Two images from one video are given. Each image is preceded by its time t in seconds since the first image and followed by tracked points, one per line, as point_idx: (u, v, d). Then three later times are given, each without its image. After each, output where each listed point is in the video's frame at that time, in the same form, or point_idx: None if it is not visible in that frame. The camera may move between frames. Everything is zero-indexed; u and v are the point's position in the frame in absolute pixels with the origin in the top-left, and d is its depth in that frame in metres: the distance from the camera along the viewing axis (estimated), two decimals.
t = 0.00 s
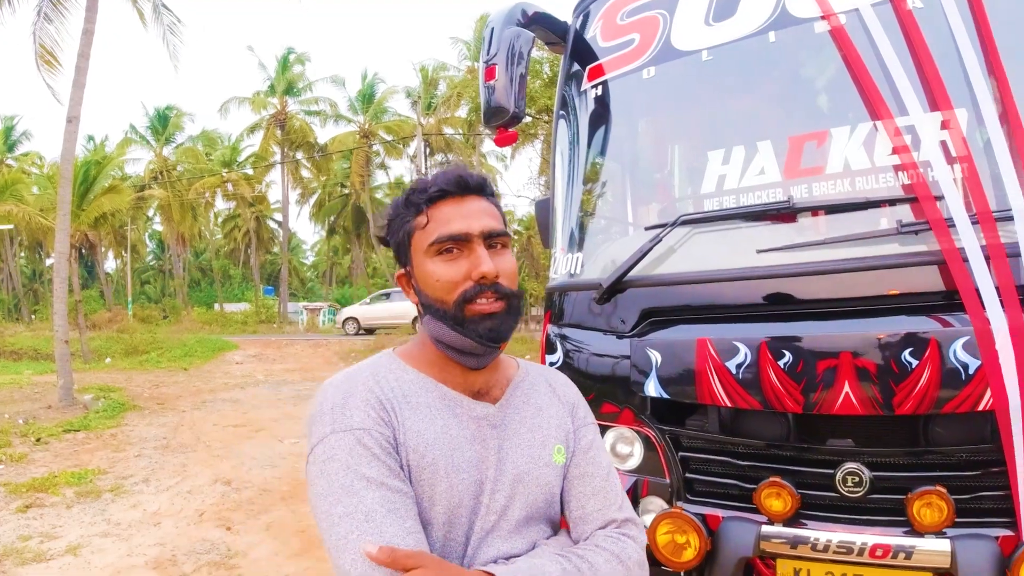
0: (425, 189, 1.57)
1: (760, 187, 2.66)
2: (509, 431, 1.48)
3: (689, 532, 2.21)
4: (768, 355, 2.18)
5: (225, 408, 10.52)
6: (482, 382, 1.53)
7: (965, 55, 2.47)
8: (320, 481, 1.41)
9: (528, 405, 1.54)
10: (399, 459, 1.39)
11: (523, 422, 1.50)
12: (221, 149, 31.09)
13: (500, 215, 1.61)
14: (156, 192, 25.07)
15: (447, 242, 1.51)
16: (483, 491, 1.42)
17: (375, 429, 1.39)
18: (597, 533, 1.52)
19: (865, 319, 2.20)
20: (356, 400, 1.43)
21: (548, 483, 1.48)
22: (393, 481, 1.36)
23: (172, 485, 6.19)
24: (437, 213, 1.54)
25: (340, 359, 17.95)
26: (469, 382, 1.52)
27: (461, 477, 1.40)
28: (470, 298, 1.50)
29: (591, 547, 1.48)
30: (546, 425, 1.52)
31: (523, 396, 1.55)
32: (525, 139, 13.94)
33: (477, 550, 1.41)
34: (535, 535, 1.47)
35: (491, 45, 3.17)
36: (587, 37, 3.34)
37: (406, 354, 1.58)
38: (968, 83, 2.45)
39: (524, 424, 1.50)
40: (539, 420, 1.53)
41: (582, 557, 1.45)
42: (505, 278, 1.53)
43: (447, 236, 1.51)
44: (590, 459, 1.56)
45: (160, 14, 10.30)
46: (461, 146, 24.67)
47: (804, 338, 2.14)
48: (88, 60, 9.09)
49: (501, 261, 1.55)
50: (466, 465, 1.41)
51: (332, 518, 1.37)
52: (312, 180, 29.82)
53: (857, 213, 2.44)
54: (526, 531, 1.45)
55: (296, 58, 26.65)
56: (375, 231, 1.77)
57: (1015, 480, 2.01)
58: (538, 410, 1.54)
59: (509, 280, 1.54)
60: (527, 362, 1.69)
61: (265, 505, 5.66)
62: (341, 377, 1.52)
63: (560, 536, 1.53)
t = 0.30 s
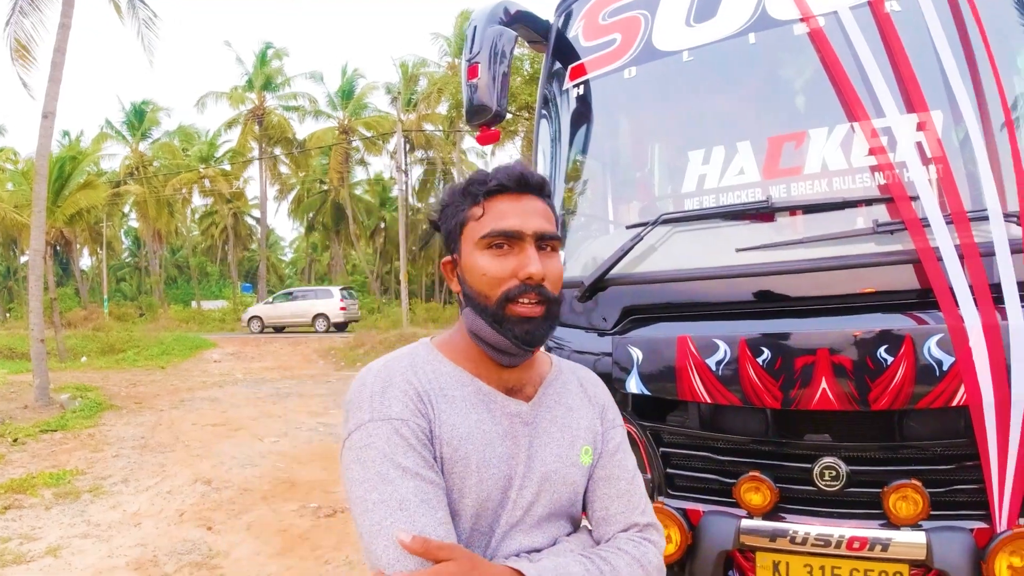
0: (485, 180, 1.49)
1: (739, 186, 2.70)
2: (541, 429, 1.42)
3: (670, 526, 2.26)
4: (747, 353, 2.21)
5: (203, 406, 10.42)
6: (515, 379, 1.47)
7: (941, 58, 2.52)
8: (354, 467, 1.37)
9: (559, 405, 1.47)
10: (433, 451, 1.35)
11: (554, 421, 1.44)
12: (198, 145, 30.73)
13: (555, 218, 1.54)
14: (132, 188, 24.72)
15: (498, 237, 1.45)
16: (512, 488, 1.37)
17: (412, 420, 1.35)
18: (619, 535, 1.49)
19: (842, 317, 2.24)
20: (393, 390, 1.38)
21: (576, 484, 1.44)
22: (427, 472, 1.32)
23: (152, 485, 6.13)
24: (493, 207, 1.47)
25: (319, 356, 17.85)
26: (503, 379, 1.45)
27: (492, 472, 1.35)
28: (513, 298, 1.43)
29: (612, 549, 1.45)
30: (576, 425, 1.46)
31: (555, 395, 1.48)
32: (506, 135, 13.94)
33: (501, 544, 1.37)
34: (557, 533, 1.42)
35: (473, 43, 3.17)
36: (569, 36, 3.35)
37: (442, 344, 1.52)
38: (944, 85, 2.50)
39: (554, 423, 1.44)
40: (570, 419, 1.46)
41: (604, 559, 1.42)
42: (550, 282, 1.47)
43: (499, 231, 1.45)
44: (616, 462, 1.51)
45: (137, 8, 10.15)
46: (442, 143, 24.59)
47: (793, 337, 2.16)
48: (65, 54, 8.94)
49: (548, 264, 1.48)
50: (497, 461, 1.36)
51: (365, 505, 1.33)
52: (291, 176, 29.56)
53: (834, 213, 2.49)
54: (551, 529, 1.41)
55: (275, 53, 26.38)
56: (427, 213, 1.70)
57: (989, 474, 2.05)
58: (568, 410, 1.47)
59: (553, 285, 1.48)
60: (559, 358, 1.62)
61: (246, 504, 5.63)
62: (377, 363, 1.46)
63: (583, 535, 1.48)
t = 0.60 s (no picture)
0: (493, 193, 1.51)
1: (710, 186, 2.76)
2: (545, 431, 1.43)
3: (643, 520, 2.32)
4: (717, 350, 2.26)
5: (175, 407, 10.29)
6: (526, 380, 1.48)
7: (907, 62, 2.59)
8: (360, 447, 1.43)
9: (567, 410, 1.47)
10: (433, 440, 1.40)
11: (558, 425, 1.45)
12: (168, 141, 30.25)
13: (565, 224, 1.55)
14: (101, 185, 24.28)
15: (510, 248, 1.46)
16: (507, 484, 1.39)
17: (418, 409, 1.40)
18: (610, 543, 1.46)
19: (811, 314, 2.29)
20: (405, 379, 1.44)
21: (572, 488, 1.44)
22: (425, 459, 1.36)
23: (125, 487, 6.05)
24: (503, 218, 1.48)
25: (293, 355, 17.71)
26: (514, 378, 1.47)
27: (488, 466, 1.38)
28: (528, 305, 1.44)
29: (599, 556, 1.43)
30: (582, 430, 1.46)
31: (566, 400, 1.48)
32: (481, 133, 13.91)
33: (491, 536, 1.41)
34: (550, 530, 1.44)
35: (447, 43, 3.17)
36: (543, 36, 3.40)
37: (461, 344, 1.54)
38: (910, 89, 2.57)
39: (558, 426, 1.44)
40: (576, 424, 1.47)
41: (587, 564, 1.40)
42: (564, 288, 1.47)
43: (510, 242, 1.46)
44: (619, 472, 1.49)
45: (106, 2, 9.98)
46: (416, 140, 24.50)
47: (777, 333, 2.20)
48: (33, 49, 8.76)
49: (561, 270, 1.49)
50: (494, 457, 1.39)
51: (366, 481, 1.39)
52: (264, 173, 29.22)
53: (802, 212, 2.55)
54: (542, 526, 1.43)
55: (247, 48, 26.06)
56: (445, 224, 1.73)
57: (954, 467, 2.11)
58: (575, 415, 1.47)
59: (568, 290, 1.49)
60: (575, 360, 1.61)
61: (221, 505, 5.58)
62: (396, 353, 1.52)
63: (575, 536, 1.48)
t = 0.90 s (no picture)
0: (480, 196, 1.53)
1: (685, 185, 2.80)
2: (512, 417, 1.47)
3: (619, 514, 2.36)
4: (691, 346, 2.30)
5: (150, 408, 10.18)
6: (490, 374, 1.51)
7: (875, 64, 2.65)
8: (333, 443, 1.44)
9: (533, 398, 1.51)
10: (404, 430, 1.42)
11: (525, 412, 1.48)
12: (141, 138, 29.81)
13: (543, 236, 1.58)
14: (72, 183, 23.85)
15: (488, 250, 1.49)
16: (478, 470, 1.42)
17: (388, 401, 1.42)
18: (583, 521, 1.48)
19: (782, 310, 2.35)
20: (374, 374, 1.47)
21: (543, 471, 1.46)
22: (397, 448, 1.38)
23: (101, 489, 5.98)
24: (485, 221, 1.50)
25: (270, 355, 17.56)
26: (479, 373, 1.51)
27: (458, 452, 1.41)
28: (499, 305, 1.47)
29: (572, 532, 1.45)
30: (547, 415, 1.50)
31: (531, 388, 1.52)
32: (458, 131, 13.90)
33: (467, 522, 1.41)
34: (524, 515, 1.45)
35: (424, 42, 3.19)
36: (520, 36, 3.42)
37: (430, 343, 1.57)
38: (879, 90, 2.63)
39: (525, 413, 1.48)
40: (542, 410, 1.50)
41: (563, 541, 1.41)
42: (535, 294, 1.50)
43: (489, 245, 1.48)
44: (587, 453, 1.52)
45: None
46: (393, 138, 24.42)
47: (742, 331, 2.25)
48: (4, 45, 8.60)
49: (535, 277, 1.52)
50: (464, 442, 1.41)
51: (341, 475, 1.40)
52: (239, 171, 28.90)
53: (774, 211, 2.60)
54: (516, 510, 1.44)
55: (222, 44, 25.75)
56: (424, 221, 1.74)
57: (921, 458, 2.17)
58: (541, 402, 1.51)
59: (538, 298, 1.52)
60: (541, 357, 1.64)
61: (198, 506, 5.54)
62: (366, 353, 1.55)
63: (550, 519, 1.50)
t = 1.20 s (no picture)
0: (439, 206, 1.56)
1: (668, 184, 2.84)
2: (494, 408, 1.50)
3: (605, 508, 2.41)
4: (674, 342, 2.35)
5: (134, 409, 10.11)
6: (470, 371, 1.55)
7: (854, 65, 2.71)
8: (323, 441, 1.47)
9: (514, 388, 1.54)
10: (390, 424, 1.45)
11: (507, 403, 1.51)
12: (122, 136, 29.51)
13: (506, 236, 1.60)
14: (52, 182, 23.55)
15: (455, 258, 1.52)
16: (464, 460, 1.45)
17: (373, 397, 1.46)
18: (568, 503, 1.51)
19: (764, 306, 2.40)
20: (359, 372, 1.50)
21: (526, 458, 1.50)
22: (384, 441, 1.42)
23: (86, 490, 5.94)
24: (449, 231, 1.53)
25: (254, 355, 17.47)
26: (459, 369, 1.54)
27: (443, 443, 1.44)
28: (472, 310, 1.50)
29: (558, 512, 1.48)
30: (528, 404, 1.53)
31: (511, 380, 1.56)
32: (443, 130, 13.91)
33: (455, 508, 1.44)
34: (511, 502, 1.48)
35: (411, 42, 3.21)
36: (506, 36, 3.45)
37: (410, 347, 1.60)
38: (857, 91, 2.68)
39: (507, 403, 1.51)
40: (523, 400, 1.54)
41: (549, 522, 1.44)
42: (506, 294, 1.54)
43: (455, 253, 1.51)
44: (570, 439, 1.56)
45: None
46: (377, 136, 24.37)
47: (718, 326, 2.31)
48: None
49: (504, 277, 1.55)
50: (448, 434, 1.45)
51: (331, 471, 1.43)
52: (222, 169, 28.67)
53: (756, 209, 2.65)
54: (503, 497, 1.47)
55: (204, 42, 25.55)
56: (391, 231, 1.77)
57: (899, 450, 2.23)
58: (521, 393, 1.54)
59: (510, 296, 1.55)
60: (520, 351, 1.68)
61: (184, 507, 5.53)
62: (350, 355, 1.58)
63: (537, 504, 1.53)
